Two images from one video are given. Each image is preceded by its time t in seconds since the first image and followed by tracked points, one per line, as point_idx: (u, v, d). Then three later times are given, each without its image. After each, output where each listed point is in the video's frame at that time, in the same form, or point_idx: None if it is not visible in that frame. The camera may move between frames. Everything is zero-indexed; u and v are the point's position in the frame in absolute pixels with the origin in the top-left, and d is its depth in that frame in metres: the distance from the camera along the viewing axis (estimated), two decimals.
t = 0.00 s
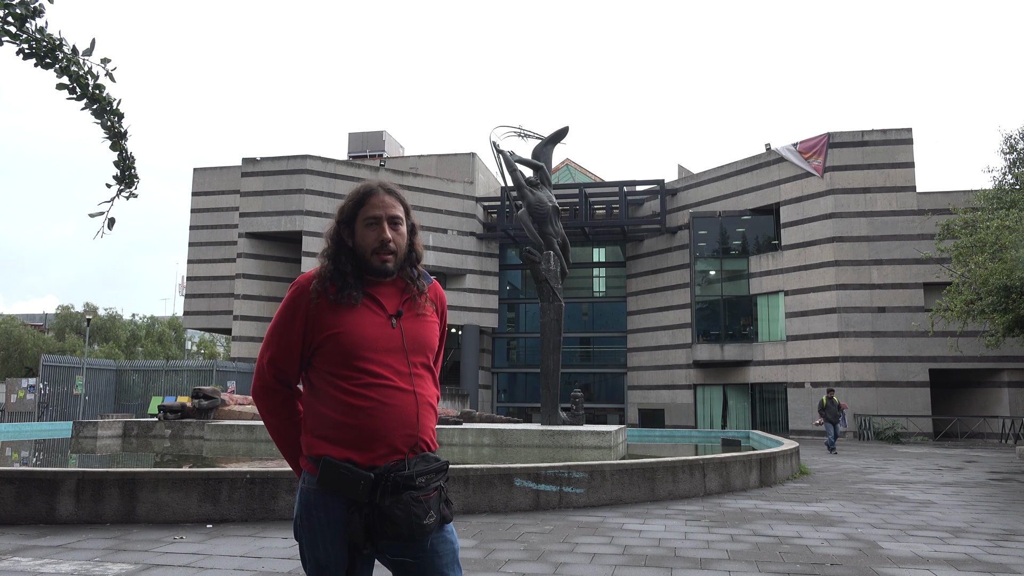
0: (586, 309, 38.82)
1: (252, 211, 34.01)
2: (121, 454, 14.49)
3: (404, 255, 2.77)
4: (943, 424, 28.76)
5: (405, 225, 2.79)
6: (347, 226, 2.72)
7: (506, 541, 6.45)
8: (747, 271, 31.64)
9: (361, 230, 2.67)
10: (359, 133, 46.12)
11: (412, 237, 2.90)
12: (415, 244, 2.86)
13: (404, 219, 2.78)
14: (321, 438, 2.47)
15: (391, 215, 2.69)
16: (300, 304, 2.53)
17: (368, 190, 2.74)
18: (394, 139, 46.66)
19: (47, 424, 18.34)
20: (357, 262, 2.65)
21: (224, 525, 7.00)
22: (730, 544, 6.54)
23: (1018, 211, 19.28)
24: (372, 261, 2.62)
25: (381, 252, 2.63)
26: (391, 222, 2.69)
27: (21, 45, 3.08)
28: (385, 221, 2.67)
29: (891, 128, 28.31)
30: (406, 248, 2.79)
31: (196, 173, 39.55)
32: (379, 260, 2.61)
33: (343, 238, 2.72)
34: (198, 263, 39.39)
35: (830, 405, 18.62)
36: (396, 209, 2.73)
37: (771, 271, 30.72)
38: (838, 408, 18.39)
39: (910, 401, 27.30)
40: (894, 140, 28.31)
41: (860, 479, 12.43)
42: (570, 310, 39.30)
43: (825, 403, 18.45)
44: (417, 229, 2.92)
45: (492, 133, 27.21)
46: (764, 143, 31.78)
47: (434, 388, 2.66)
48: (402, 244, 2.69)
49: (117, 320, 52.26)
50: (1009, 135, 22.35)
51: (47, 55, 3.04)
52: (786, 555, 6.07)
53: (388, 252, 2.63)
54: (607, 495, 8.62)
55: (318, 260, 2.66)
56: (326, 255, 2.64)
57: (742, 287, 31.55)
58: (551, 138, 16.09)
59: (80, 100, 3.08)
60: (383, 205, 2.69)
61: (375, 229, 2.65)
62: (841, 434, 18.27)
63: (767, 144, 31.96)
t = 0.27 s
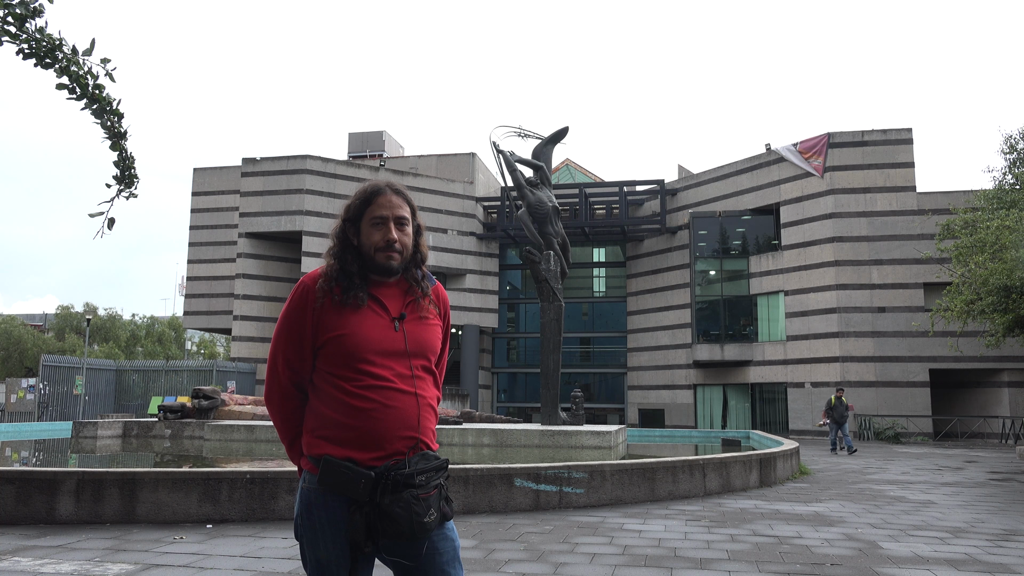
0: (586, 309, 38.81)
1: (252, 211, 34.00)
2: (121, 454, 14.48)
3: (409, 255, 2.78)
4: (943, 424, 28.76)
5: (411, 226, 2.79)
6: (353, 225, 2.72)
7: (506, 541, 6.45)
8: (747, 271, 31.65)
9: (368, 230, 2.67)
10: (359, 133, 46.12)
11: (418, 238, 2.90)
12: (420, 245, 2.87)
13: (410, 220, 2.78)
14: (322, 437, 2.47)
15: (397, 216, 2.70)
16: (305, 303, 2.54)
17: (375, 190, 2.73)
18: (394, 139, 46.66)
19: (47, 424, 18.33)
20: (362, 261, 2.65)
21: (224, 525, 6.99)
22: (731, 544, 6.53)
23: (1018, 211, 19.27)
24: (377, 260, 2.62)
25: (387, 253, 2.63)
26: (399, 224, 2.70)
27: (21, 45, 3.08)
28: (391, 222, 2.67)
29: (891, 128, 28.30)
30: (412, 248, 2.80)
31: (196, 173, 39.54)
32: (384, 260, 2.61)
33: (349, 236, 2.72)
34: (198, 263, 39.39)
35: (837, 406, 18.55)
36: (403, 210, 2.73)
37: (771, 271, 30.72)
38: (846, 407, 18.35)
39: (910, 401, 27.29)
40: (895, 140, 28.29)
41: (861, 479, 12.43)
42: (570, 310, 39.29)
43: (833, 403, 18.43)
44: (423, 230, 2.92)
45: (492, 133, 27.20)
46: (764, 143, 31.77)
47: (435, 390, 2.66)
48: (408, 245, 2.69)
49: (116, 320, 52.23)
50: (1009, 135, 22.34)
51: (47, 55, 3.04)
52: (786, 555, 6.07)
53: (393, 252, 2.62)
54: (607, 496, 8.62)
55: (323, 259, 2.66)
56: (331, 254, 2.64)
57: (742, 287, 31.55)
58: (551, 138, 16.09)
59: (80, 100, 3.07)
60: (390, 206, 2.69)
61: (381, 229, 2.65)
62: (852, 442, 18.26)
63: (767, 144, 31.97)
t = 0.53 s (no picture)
0: (586, 309, 38.82)
1: (252, 211, 34.00)
2: (121, 453, 14.48)
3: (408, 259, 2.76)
4: (943, 424, 28.78)
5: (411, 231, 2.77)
6: (351, 231, 2.70)
7: (506, 541, 6.45)
8: (747, 271, 31.66)
9: (368, 237, 2.65)
10: (359, 133, 46.11)
11: (417, 239, 2.89)
12: (419, 246, 2.85)
13: (411, 224, 2.76)
14: (325, 439, 2.48)
15: (397, 221, 2.67)
16: (306, 309, 2.55)
17: (374, 195, 2.70)
18: (394, 139, 46.65)
19: (47, 424, 18.34)
20: (361, 268, 2.64)
21: (224, 525, 7.00)
22: (730, 544, 6.53)
23: (1018, 211, 19.27)
24: (376, 267, 2.61)
25: (386, 261, 2.62)
26: (399, 231, 2.67)
27: (21, 45, 3.09)
28: (392, 229, 2.65)
29: (891, 128, 28.31)
30: (411, 251, 2.79)
31: (196, 173, 39.55)
32: (383, 267, 2.60)
33: (348, 241, 2.71)
34: (198, 262, 39.40)
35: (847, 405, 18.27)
36: (403, 215, 2.71)
37: (771, 271, 30.72)
38: (855, 407, 18.11)
39: (910, 401, 27.31)
40: (895, 140, 28.29)
41: (861, 479, 12.43)
42: (570, 310, 39.29)
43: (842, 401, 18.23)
44: (422, 232, 2.91)
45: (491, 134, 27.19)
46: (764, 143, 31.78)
47: (435, 391, 2.66)
48: (407, 252, 2.68)
49: (116, 320, 52.19)
50: (1009, 135, 22.34)
51: (47, 55, 3.04)
52: (786, 555, 6.07)
53: (392, 259, 2.61)
54: (607, 495, 8.62)
55: (323, 263, 2.66)
56: (331, 259, 2.64)
57: (742, 287, 31.57)
58: (551, 138, 16.09)
59: (80, 100, 3.08)
60: (390, 212, 2.67)
61: (381, 236, 2.64)
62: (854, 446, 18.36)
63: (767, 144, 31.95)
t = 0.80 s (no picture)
0: (586, 309, 38.82)
1: (252, 211, 34.00)
2: (121, 453, 14.48)
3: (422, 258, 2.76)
4: (943, 424, 28.78)
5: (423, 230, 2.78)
6: (365, 231, 2.72)
7: (506, 541, 6.45)
8: (747, 271, 31.67)
9: (381, 235, 2.66)
10: (359, 133, 46.10)
11: (431, 239, 2.89)
12: (434, 247, 2.85)
13: (422, 223, 2.76)
14: (340, 437, 2.50)
15: (408, 221, 2.69)
16: (321, 310, 2.57)
17: (385, 196, 2.72)
18: (394, 139, 46.65)
19: (47, 424, 18.34)
20: (376, 268, 2.65)
21: (224, 525, 6.99)
22: (730, 544, 6.53)
23: (1018, 211, 19.28)
24: (389, 266, 2.61)
25: (399, 259, 2.61)
26: (410, 228, 2.68)
27: (21, 46, 3.09)
28: (403, 226, 2.66)
29: (891, 128, 28.31)
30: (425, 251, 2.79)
31: (196, 173, 39.56)
32: (396, 266, 2.60)
33: (362, 241, 2.73)
34: (198, 262, 39.40)
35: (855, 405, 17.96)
36: (414, 214, 2.72)
37: (771, 271, 30.72)
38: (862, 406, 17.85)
39: (910, 401, 27.31)
40: (895, 140, 28.30)
41: (861, 479, 12.43)
42: (570, 310, 39.29)
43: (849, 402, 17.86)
44: (436, 232, 2.90)
45: (492, 134, 27.16)
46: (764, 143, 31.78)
47: (450, 392, 2.64)
48: (419, 250, 2.67)
49: (117, 320, 52.17)
50: (1009, 135, 22.34)
51: (47, 55, 3.05)
52: (786, 555, 6.07)
53: (405, 257, 2.61)
54: (607, 495, 8.62)
55: (338, 264, 2.68)
56: (345, 259, 2.66)
57: (742, 287, 31.58)
58: (551, 138, 16.08)
59: (80, 100, 3.08)
60: (401, 211, 2.68)
61: (394, 234, 2.65)
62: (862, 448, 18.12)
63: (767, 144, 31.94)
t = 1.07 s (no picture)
0: (586, 309, 38.81)
1: (252, 211, 33.99)
2: (121, 453, 14.48)
3: (454, 257, 2.74)
4: (943, 424, 28.79)
5: (456, 227, 2.77)
6: (400, 226, 2.73)
7: (507, 541, 6.45)
8: (747, 271, 31.69)
9: (413, 230, 2.67)
10: (359, 133, 46.08)
11: (465, 239, 2.87)
12: (466, 245, 2.83)
13: (455, 221, 2.76)
14: (361, 431, 2.52)
15: (440, 215, 2.69)
16: (351, 302, 2.58)
17: (419, 191, 2.74)
18: (394, 139, 46.65)
19: (47, 425, 18.34)
20: (408, 262, 2.64)
21: (224, 525, 6.99)
22: (730, 544, 6.53)
23: (1018, 211, 19.29)
24: (420, 260, 2.61)
25: (430, 252, 2.61)
26: (442, 223, 2.68)
27: (22, 46, 3.10)
28: (434, 220, 2.66)
29: (891, 128, 28.31)
30: (458, 248, 2.77)
31: (196, 173, 39.56)
32: (427, 260, 2.60)
33: (396, 237, 2.73)
34: (198, 263, 39.40)
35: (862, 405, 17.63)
36: (446, 210, 2.72)
37: (771, 271, 30.73)
38: (870, 407, 17.55)
39: (910, 401, 27.31)
40: (895, 141, 28.29)
41: (861, 479, 12.43)
42: (570, 310, 39.29)
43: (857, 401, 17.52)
44: (470, 232, 2.89)
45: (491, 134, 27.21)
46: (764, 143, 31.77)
47: (473, 392, 2.62)
48: (451, 245, 2.67)
49: (117, 320, 52.12)
50: (1009, 135, 22.33)
51: (47, 55, 3.05)
52: (786, 555, 6.08)
53: (436, 251, 2.61)
54: (607, 495, 8.63)
55: (371, 259, 2.69)
56: (379, 253, 2.67)
57: (742, 287, 31.59)
58: (551, 138, 16.07)
59: (80, 100, 3.09)
60: (433, 206, 2.69)
61: (426, 229, 2.65)
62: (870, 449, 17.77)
63: (767, 144, 31.93)
